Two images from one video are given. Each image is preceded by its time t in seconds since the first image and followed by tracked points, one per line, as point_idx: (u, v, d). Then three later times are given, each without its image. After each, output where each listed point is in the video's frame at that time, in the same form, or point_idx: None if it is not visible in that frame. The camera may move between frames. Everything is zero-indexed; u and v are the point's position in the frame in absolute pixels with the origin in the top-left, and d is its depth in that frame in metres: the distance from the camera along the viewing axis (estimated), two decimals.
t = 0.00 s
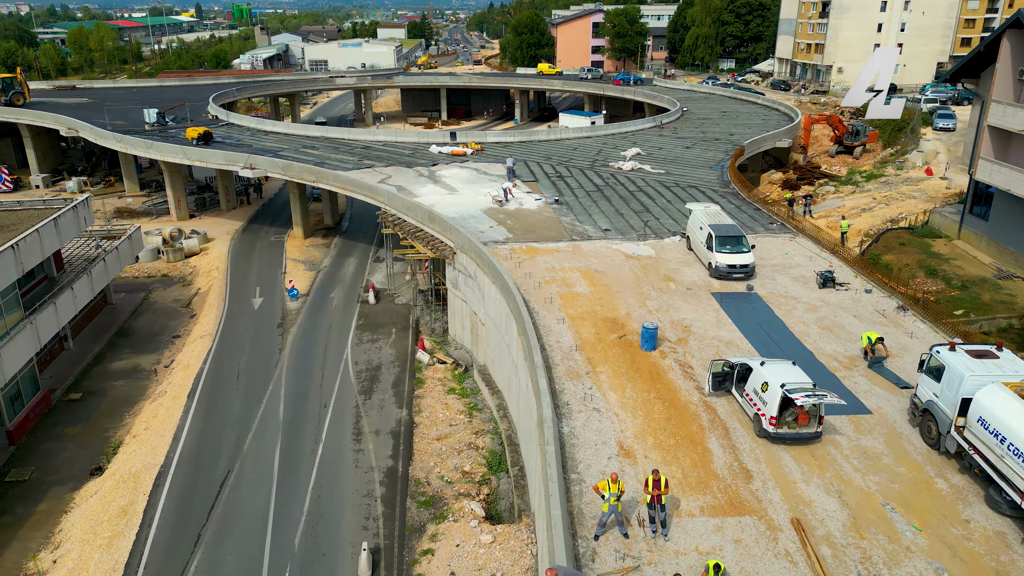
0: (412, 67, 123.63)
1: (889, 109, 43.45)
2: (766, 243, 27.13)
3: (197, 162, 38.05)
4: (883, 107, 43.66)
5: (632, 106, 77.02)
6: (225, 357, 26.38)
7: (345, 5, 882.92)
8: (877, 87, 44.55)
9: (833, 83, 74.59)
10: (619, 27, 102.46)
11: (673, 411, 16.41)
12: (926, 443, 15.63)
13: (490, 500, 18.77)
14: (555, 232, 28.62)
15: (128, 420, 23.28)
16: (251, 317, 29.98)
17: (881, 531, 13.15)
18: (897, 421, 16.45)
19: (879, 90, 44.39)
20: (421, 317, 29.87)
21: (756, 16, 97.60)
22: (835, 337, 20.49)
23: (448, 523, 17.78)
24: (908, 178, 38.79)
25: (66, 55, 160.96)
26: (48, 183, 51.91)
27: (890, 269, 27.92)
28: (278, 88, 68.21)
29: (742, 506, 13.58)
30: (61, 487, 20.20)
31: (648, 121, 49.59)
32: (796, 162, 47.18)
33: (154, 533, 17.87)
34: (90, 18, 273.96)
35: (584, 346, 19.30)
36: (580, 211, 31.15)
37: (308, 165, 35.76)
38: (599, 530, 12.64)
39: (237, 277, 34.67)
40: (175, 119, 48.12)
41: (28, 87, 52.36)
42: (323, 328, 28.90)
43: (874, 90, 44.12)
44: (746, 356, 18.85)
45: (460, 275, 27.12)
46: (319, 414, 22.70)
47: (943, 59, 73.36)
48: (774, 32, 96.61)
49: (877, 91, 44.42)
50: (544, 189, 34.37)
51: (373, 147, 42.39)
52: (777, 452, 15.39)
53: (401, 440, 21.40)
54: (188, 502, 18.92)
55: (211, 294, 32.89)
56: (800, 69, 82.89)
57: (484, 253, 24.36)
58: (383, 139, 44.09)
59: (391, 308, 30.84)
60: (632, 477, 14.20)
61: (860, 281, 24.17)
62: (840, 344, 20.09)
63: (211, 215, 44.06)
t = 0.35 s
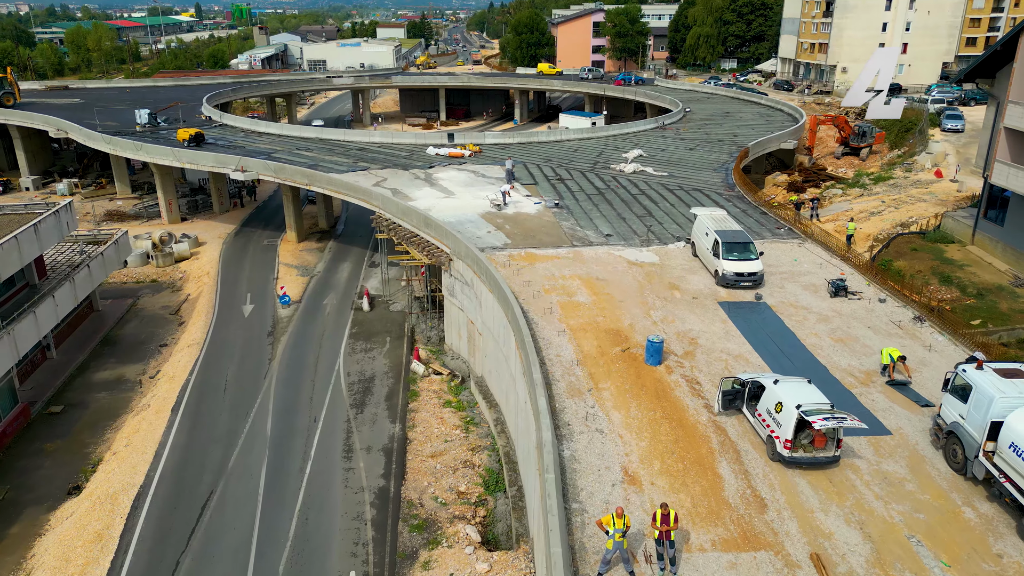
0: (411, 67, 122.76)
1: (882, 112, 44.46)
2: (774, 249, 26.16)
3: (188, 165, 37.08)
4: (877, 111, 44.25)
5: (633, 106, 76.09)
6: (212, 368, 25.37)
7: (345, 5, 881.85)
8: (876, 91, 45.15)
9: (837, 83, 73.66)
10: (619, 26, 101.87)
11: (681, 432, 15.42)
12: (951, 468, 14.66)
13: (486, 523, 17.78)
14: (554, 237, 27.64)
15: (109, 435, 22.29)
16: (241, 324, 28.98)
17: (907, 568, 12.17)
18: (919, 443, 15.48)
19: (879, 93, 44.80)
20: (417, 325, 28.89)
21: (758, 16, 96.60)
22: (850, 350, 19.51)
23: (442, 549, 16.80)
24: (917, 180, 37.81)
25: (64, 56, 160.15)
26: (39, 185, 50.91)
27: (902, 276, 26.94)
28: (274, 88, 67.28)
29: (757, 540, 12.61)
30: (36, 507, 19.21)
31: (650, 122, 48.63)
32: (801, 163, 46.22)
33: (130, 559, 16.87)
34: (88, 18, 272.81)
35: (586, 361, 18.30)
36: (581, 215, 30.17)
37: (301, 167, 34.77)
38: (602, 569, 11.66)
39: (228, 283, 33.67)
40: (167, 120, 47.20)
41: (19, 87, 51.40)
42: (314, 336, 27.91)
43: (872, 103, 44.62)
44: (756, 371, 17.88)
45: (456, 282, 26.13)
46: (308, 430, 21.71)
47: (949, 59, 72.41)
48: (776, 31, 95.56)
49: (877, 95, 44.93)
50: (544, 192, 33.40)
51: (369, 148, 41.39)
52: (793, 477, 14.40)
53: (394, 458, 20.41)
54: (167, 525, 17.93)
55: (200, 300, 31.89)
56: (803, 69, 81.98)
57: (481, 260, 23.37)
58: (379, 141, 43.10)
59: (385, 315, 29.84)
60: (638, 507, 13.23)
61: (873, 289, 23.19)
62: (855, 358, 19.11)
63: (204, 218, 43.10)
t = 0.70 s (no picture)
0: (410, 67, 121.74)
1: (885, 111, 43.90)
2: (783, 256, 25.19)
3: (178, 167, 36.10)
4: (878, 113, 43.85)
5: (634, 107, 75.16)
6: (198, 380, 24.38)
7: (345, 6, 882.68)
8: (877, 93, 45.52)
9: (840, 83, 72.68)
10: (620, 25, 101.26)
11: (690, 457, 14.43)
12: (979, 496, 13.69)
13: (482, 549, 16.79)
14: (554, 243, 26.65)
15: (88, 451, 21.30)
16: (229, 333, 27.98)
17: None
18: (944, 468, 14.51)
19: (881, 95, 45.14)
20: (411, 334, 27.89)
21: (760, 15, 95.21)
22: (866, 365, 18.53)
23: None
24: (927, 183, 36.83)
25: (61, 56, 159.12)
26: (29, 187, 49.90)
27: (915, 284, 25.96)
28: (269, 88, 66.32)
29: None
30: (8, 530, 18.21)
31: (652, 123, 47.65)
32: (806, 165, 45.23)
33: None
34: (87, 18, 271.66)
35: (588, 377, 17.29)
36: (582, 220, 29.19)
37: (294, 170, 33.78)
38: None
39: (218, 289, 32.65)
40: (159, 121, 46.26)
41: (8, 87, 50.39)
42: (306, 345, 26.94)
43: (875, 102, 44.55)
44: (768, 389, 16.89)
45: (452, 290, 25.14)
46: (296, 447, 20.71)
47: (954, 58, 71.42)
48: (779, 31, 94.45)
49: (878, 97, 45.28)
50: (544, 196, 32.41)
51: (365, 150, 40.37)
52: (811, 506, 13.41)
53: (385, 478, 19.43)
54: (144, 551, 16.93)
55: (189, 307, 30.89)
56: (806, 69, 81.07)
57: (478, 268, 22.39)
58: (375, 142, 42.08)
59: (379, 323, 28.83)
60: (644, 542, 12.26)
61: (888, 298, 22.20)
62: (871, 373, 18.14)
63: (195, 222, 42.12)
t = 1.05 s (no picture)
0: (409, 67, 120.65)
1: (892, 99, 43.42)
2: (792, 263, 24.22)
3: (168, 170, 35.06)
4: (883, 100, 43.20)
5: (635, 108, 74.26)
6: (183, 393, 23.38)
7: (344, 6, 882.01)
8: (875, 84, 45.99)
9: (844, 83, 71.69)
10: (622, 25, 99.50)
11: (700, 485, 13.44)
12: (1012, 528, 12.72)
13: None
14: (554, 250, 25.65)
15: (66, 469, 20.30)
16: (218, 343, 26.96)
17: None
18: (972, 496, 13.54)
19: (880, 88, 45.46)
20: (406, 343, 26.89)
21: (763, 15, 94.35)
22: (883, 381, 17.55)
23: None
24: (937, 186, 35.83)
25: (58, 56, 158.16)
26: (18, 189, 48.91)
27: (930, 292, 24.97)
28: (264, 89, 65.32)
29: None
30: None
31: (654, 125, 46.64)
32: (812, 167, 44.25)
33: None
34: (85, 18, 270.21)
35: (590, 395, 16.26)
36: (582, 225, 28.19)
37: (286, 173, 32.76)
38: None
39: (207, 295, 31.64)
40: (150, 121, 45.27)
41: None
42: (296, 355, 25.93)
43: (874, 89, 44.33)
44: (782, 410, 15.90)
45: (448, 298, 24.12)
46: (283, 466, 19.73)
47: (959, 58, 70.43)
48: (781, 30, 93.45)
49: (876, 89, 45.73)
50: (543, 200, 31.42)
51: (360, 152, 39.36)
52: (831, 540, 12.43)
53: (376, 499, 18.44)
54: None
55: (177, 315, 29.87)
56: (810, 69, 80.10)
57: (475, 277, 21.37)
58: (371, 144, 41.07)
59: (373, 332, 27.82)
60: None
61: (903, 309, 21.22)
62: (890, 390, 17.13)
63: (187, 225, 41.13)
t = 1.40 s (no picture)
0: (408, 67, 119.76)
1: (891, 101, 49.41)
2: (803, 272, 23.22)
3: (156, 173, 34.01)
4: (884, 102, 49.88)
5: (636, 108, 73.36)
6: (167, 407, 22.37)
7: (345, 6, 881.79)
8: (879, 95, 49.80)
9: (848, 83, 70.76)
10: (623, 25, 98.19)
11: (712, 518, 12.46)
12: None
13: None
14: (554, 257, 24.64)
15: (40, 489, 19.28)
16: (205, 353, 25.94)
17: None
18: (1006, 529, 12.54)
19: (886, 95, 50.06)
20: (401, 353, 25.91)
21: (765, 14, 93.50)
22: (904, 399, 16.55)
23: None
24: (948, 189, 34.84)
25: (55, 56, 157.30)
26: (7, 192, 47.91)
27: (946, 301, 23.97)
28: (260, 89, 64.34)
29: None
30: None
31: (657, 125, 45.66)
32: (819, 170, 43.28)
33: None
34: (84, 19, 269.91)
35: (593, 416, 15.26)
36: (583, 231, 27.22)
37: (277, 176, 31.72)
38: None
39: (196, 302, 30.62)
40: (141, 122, 44.26)
41: None
42: (286, 366, 24.94)
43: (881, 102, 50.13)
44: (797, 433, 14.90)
45: (444, 307, 23.09)
46: (269, 486, 18.73)
47: (965, 58, 69.41)
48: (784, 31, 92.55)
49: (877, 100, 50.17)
50: (543, 204, 30.44)
51: (355, 154, 38.35)
52: None
53: (366, 523, 17.44)
54: None
55: (163, 324, 28.86)
56: (813, 70, 79.18)
57: (473, 287, 20.35)
58: (366, 145, 40.07)
59: (367, 341, 26.82)
60: None
61: (921, 320, 20.22)
62: (911, 410, 16.12)
63: (178, 229, 40.16)
